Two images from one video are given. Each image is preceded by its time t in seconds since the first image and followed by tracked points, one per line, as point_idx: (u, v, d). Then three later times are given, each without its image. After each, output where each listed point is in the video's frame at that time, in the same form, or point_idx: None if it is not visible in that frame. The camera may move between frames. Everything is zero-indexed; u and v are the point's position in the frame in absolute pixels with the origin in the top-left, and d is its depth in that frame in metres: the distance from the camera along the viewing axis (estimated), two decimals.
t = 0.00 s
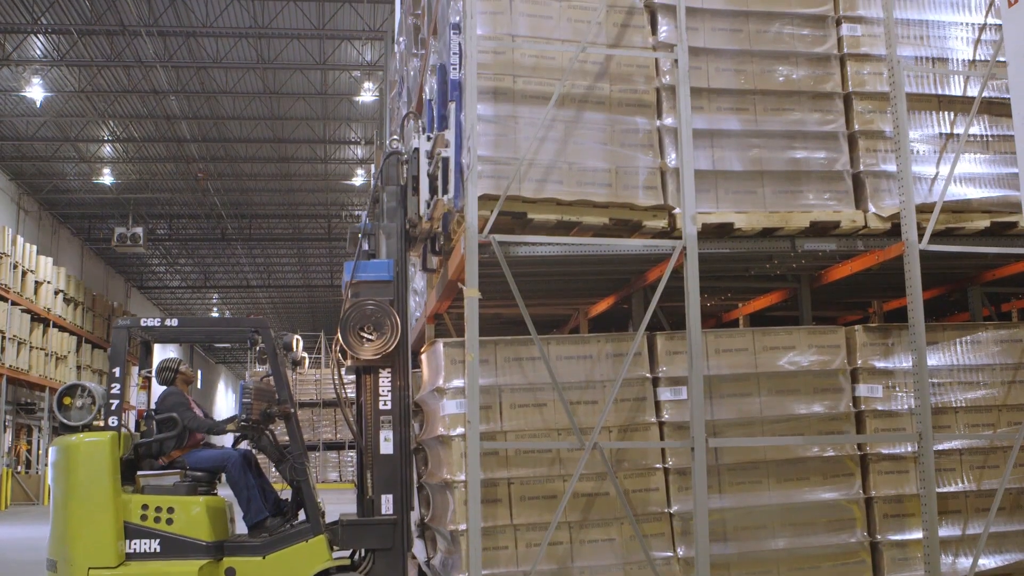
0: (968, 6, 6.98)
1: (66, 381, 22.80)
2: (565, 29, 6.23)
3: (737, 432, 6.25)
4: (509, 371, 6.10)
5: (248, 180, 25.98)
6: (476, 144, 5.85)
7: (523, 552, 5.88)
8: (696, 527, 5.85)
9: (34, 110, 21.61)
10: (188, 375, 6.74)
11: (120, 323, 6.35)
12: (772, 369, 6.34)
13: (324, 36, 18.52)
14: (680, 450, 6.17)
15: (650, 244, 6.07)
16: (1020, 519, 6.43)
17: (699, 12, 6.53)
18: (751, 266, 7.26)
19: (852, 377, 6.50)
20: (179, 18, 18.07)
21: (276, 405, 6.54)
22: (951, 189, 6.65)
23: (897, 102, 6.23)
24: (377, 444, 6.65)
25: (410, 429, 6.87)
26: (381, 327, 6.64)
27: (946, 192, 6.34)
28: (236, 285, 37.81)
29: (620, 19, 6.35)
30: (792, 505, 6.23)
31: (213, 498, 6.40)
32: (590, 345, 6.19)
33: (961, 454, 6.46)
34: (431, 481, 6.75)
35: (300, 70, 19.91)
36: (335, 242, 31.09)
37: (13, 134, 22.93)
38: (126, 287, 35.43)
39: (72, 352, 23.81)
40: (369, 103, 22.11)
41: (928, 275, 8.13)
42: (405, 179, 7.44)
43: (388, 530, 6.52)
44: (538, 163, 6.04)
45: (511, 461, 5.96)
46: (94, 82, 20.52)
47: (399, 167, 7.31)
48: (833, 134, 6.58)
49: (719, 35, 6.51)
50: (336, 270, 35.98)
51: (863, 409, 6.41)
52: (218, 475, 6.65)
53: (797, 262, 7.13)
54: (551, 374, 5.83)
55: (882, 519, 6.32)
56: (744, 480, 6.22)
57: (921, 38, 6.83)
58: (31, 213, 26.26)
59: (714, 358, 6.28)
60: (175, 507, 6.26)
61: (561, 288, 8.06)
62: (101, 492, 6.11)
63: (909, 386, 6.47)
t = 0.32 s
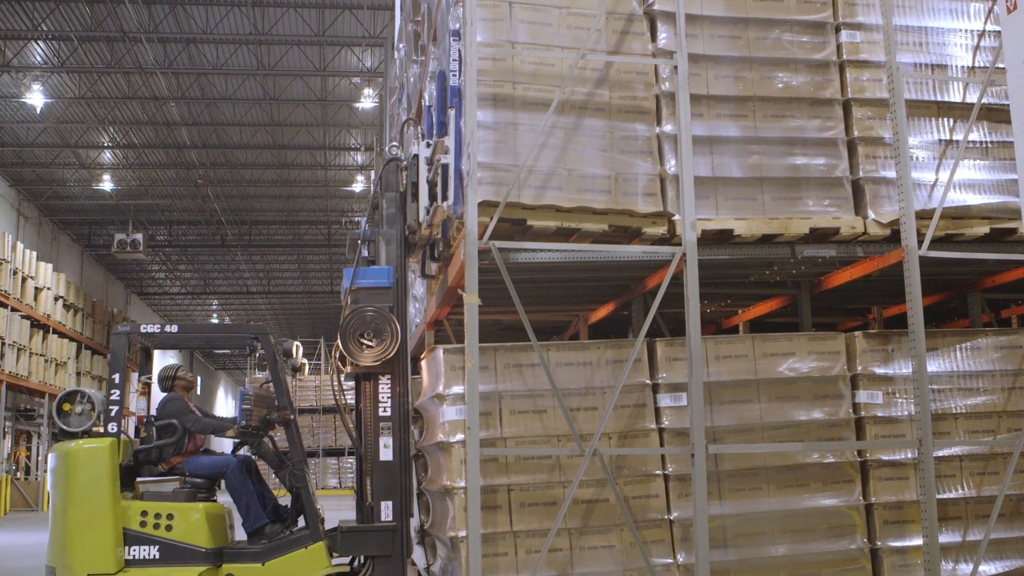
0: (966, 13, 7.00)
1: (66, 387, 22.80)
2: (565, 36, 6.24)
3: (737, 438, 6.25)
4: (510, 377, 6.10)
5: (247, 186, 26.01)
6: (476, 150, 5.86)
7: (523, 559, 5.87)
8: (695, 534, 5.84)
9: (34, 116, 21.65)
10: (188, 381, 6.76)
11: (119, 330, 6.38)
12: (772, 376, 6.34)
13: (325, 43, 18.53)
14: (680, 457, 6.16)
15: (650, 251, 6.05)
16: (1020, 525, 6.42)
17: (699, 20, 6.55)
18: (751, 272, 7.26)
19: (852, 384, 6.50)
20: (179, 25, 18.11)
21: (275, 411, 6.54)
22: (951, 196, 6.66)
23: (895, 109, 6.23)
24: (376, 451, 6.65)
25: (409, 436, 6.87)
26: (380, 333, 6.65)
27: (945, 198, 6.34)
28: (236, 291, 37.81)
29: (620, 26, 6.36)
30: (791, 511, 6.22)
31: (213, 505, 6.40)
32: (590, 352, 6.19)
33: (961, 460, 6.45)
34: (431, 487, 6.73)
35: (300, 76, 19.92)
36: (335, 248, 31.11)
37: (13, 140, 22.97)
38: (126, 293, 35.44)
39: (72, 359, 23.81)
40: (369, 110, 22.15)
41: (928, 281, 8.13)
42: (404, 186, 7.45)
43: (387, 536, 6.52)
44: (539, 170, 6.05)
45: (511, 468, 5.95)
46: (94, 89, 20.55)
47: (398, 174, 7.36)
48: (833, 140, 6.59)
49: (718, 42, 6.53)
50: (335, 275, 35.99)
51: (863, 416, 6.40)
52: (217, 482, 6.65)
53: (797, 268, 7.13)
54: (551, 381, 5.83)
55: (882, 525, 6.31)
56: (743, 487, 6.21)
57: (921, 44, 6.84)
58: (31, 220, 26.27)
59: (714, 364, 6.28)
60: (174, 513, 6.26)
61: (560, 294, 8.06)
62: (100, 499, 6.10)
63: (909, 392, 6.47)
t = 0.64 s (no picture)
0: (965, 20, 7.01)
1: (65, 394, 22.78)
2: (565, 43, 6.26)
3: (737, 445, 6.24)
4: (510, 384, 6.10)
5: (247, 192, 26.03)
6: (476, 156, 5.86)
7: (522, 565, 5.86)
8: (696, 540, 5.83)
9: (35, 122, 21.69)
10: (188, 389, 6.72)
11: (117, 336, 6.38)
12: (772, 383, 6.34)
13: (326, 50, 18.58)
14: (680, 463, 6.16)
15: (650, 258, 6.06)
16: (1021, 532, 6.42)
17: (699, 27, 6.56)
18: (752, 278, 7.26)
19: (852, 390, 6.50)
20: (180, 32, 18.16)
21: (274, 418, 6.53)
22: (951, 203, 6.66)
23: (895, 116, 6.24)
24: (375, 458, 6.65)
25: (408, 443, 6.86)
26: (379, 340, 6.65)
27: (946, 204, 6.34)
28: (236, 297, 37.82)
29: (620, 33, 6.38)
30: (792, 518, 6.21)
31: (211, 512, 6.37)
32: (590, 358, 6.19)
33: (961, 467, 6.45)
34: (431, 494, 6.72)
35: (300, 83, 19.95)
36: (335, 255, 31.13)
37: (14, 147, 22.99)
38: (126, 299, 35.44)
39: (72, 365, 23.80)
40: (369, 117, 22.19)
41: (928, 288, 8.13)
42: (404, 193, 7.45)
43: (386, 543, 6.51)
44: (539, 176, 6.06)
45: (511, 475, 5.95)
46: (94, 95, 20.57)
47: (397, 179, 7.33)
48: (832, 147, 6.59)
49: (718, 49, 6.54)
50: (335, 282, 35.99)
51: (863, 422, 6.40)
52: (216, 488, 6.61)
53: (797, 274, 7.13)
54: (551, 387, 5.82)
55: (882, 532, 6.31)
56: (743, 494, 6.20)
57: (920, 52, 6.85)
58: (31, 226, 26.28)
59: (713, 371, 6.28)
60: (172, 520, 6.26)
61: (561, 301, 8.06)
62: (99, 505, 6.09)
63: (909, 399, 6.46)
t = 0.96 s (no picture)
0: (965, 29, 7.03)
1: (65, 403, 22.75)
2: (564, 51, 6.27)
3: (737, 454, 6.24)
4: (510, 393, 6.09)
5: (247, 202, 26.06)
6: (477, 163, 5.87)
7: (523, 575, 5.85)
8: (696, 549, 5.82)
9: (35, 131, 21.71)
10: (186, 398, 6.74)
11: (115, 345, 6.43)
12: (772, 392, 6.34)
13: (326, 58, 18.61)
14: (680, 472, 6.15)
15: (650, 267, 6.05)
16: (1021, 542, 6.40)
17: (698, 35, 6.58)
18: (752, 287, 7.27)
19: (852, 399, 6.50)
20: (180, 41, 18.20)
21: (272, 427, 6.51)
22: (951, 212, 6.67)
23: (895, 125, 6.25)
24: (373, 467, 6.65)
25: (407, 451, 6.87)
26: (377, 349, 6.67)
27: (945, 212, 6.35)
28: (236, 306, 37.82)
29: (620, 40, 6.40)
30: (792, 527, 6.21)
31: (209, 521, 6.37)
32: (590, 367, 6.18)
33: (961, 476, 6.44)
34: (431, 503, 6.71)
35: (301, 92, 19.98)
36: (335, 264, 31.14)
37: (15, 155, 22.99)
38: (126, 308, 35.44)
39: (72, 374, 23.77)
40: (370, 126, 22.22)
41: (927, 297, 8.14)
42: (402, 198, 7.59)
43: (383, 552, 6.50)
44: (540, 184, 6.07)
45: (511, 484, 5.94)
46: (95, 104, 20.61)
47: (396, 186, 7.55)
48: (832, 156, 6.60)
49: (718, 57, 6.55)
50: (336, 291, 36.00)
51: (864, 431, 6.40)
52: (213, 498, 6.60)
53: (797, 283, 7.13)
54: (552, 397, 5.82)
55: (882, 541, 6.29)
56: (743, 503, 6.19)
57: (919, 60, 6.87)
58: (31, 235, 26.28)
59: (714, 380, 6.28)
60: (170, 529, 6.26)
61: (561, 310, 8.07)
62: (96, 515, 6.08)
63: (909, 408, 6.46)
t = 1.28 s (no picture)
0: (963, 38, 7.05)
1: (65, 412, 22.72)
2: (562, 60, 6.29)
3: (737, 463, 6.23)
4: (509, 403, 6.09)
5: (247, 211, 26.09)
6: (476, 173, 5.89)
7: None
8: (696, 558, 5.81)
9: (36, 140, 21.73)
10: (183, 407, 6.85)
11: (112, 353, 6.44)
12: (772, 401, 6.33)
13: (325, 68, 18.63)
14: (680, 482, 6.15)
15: (648, 276, 6.04)
16: (1022, 551, 6.39)
17: (695, 46, 6.60)
18: (751, 296, 7.27)
19: (852, 408, 6.49)
20: (181, 50, 18.22)
21: (267, 436, 6.63)
22: (950, 221, 6.68)
23: (894, 134, 6.24)
24: (370, 475, 7.68)
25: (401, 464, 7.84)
26: (373, 358, 7.59)
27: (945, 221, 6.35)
28: (235, 315, 37.81)
29: (620, 50, 6.42)
30: (792, 536, 6.20)
31: (204, 530, 6.49)
32: (590, 377, 6.18)
33: (962, 485, 6.43)
34: (432, 513, 6.69)
35: (301, 101, 20.03)
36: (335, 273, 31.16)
37: (15, 164, 23.01)
38: (126, 317, 35.44)
39: (71, 383, 23.76)
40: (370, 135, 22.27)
41: (927, 306, 8.15)
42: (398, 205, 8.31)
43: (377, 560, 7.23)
44: (539, 193, 6.08)
45: (511, 493, 5.93)
46: (96, 113, 20.63)
47: (393, 194, 8.19)
48: (830, 165, 6.62)
49: (716, 67, 6.58)
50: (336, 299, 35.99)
51: (864, 440, 6.39)
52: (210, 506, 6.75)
53: (797, 292, 7.14)
54: (551, 406, 5.82)
55: (883, 551, 6.29)
56: (743, 512, 6.18)
57: (917, 70, 6.89)
58: (31, 243, 26.29)
59: (714, 390, 6.28)
60: (165, 539, 6.37)
61: (561, 319, 8.07)
62: (92, 522, 6.20)
63: (909, 417, 6.46)
